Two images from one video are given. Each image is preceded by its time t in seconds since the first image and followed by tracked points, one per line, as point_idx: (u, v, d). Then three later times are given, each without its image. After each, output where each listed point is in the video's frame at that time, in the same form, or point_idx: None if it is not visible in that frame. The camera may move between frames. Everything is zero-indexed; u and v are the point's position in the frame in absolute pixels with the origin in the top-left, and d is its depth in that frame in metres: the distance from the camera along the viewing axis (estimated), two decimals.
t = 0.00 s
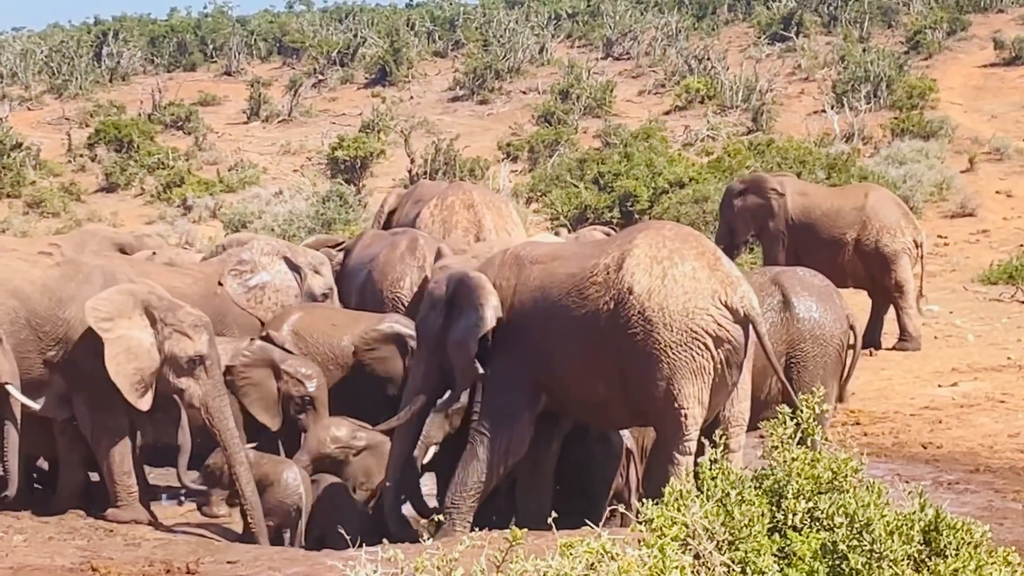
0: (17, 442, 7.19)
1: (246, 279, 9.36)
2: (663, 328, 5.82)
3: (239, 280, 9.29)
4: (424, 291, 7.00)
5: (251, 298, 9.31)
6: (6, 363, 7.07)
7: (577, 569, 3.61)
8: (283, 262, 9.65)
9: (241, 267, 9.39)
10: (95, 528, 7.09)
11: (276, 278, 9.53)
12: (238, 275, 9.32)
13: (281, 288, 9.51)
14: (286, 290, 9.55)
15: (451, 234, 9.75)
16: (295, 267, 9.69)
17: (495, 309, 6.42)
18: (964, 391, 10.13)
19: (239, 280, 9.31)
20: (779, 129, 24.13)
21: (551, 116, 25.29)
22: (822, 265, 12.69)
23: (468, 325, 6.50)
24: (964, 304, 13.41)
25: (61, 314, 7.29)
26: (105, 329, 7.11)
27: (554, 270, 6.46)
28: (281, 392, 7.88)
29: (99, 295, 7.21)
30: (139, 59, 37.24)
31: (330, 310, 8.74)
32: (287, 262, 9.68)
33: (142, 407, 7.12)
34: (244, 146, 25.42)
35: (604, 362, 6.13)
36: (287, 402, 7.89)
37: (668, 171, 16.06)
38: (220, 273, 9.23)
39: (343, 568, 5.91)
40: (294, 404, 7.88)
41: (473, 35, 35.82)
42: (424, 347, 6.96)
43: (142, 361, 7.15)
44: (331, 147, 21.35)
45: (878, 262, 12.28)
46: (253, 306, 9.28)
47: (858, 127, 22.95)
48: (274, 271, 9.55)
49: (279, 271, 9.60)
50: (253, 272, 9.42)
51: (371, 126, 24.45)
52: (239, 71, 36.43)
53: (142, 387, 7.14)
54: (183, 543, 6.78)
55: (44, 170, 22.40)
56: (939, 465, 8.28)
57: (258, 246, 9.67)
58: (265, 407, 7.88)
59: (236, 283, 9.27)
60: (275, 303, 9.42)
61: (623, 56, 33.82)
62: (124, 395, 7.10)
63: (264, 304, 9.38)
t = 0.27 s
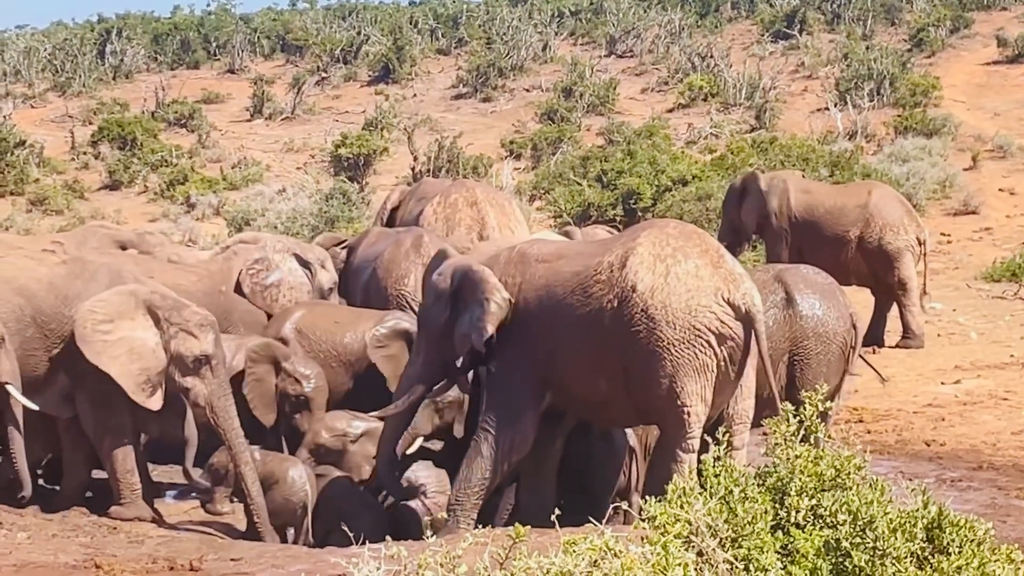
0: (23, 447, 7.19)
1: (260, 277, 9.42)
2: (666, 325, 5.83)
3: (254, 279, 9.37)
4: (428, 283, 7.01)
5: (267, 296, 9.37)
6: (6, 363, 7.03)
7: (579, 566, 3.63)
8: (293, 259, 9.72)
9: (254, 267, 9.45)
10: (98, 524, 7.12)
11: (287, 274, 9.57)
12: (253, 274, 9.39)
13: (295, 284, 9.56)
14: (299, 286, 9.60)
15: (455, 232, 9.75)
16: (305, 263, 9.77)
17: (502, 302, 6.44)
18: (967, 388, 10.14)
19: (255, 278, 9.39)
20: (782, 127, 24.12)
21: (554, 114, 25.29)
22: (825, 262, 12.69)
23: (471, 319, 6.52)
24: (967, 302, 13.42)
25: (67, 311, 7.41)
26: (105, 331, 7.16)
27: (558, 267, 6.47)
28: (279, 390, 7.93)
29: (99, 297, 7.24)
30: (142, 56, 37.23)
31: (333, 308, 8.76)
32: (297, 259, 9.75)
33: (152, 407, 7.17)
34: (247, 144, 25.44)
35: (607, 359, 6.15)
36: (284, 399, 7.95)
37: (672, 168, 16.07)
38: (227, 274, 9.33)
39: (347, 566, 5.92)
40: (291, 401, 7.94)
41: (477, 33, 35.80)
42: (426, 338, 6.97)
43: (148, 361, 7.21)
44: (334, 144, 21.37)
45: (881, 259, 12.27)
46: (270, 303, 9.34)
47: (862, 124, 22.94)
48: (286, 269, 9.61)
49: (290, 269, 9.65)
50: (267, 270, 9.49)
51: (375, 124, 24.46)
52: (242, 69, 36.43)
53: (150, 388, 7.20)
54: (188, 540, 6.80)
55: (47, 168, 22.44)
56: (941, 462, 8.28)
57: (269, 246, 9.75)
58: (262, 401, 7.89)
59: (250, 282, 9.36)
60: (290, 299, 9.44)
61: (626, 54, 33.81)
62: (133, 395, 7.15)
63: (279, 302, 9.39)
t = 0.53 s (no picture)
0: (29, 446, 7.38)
1: (274, 274, 9.32)
2: (668, 323, 5.85)
3: (269, 277, 9.27)
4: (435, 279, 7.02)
5: (282, 293, 9.27)
6: (9, 360, 7.27)
7: (584, 563, 3.64)
8: (303, 256, 9.61)
9: (268, 264, 9.36)
10: (103, 521, 7.14)
11: (298, 273, 9.44)
12: (268, 273, 9.29)
13: (308, 282, 9.45)
14: (310, 283, 9.48)
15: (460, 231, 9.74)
16: (313, 261, 9.67)
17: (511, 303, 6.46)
18: (971, 386, 10.13)
19: (270, 277, 9.29)
20: (786, 124, 24.11)
21: (558, 111, 25.27)
22: (828, 260, 12.69)
23: (482, 315, 6.54)
24: (971, 299, 13.41)
25: (73, 307, 7.67)
26: (105, 330, 7.27)
27: (564, 264, 6.49)
28: (277, 386, 7.97)
29: (100, 296, 7.34)
30: (147, 53, 37.21)
31: (337, 305, 8.76)
32: (306, 257, 9.63)
33: (162, 404, 7.29)
34: (252, 141, 25.44)
35: (612, 357, 6.16)
36: (281, 396, 7.99)
37: (676, 165, 16.06)
38: (236, 270, 9.26)
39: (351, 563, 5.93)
40: (288, 399, 7.99)
41: (481, 30, 35.79)
42: (435, 336, 6.97)
43: (152, 361, 7.26)
44: (338, 141, 21.37)
45: (885, 257, 12.26)
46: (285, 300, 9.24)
47: (866, 122, 22.92)
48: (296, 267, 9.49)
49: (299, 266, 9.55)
50: (281, 267, 9.38)
51: (379, 121, 24.45)
52: (247, 66, 36.42)
53: (157, 386, 7.29)
54: (192, 537, 6.80)
55: (51, 165, 22.45)
56: (946, 460, 8.28)
57: (280, 242, 9.62)
58: (261, 398, 7.96)
59: (265, 278, 9.26)
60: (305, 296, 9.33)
61: (631, 51, 33.78)
62: (139, 394, 7.28)
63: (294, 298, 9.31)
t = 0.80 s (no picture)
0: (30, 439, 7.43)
1: (284, 272, 9.32)
2: (670, 320, 5.86)
3: (280, 274, 9.28)
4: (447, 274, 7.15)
5: (291, 289, 9.28)
6: (15, 354, 7.23)
7: (589, 559, 3.64)
8: (311, 252, 9.71)
9: (277, 261, 9.34)
10: (108, 516, 7.15)
11: (307, 268, 9.51)
12: (279, 271, 9.29)
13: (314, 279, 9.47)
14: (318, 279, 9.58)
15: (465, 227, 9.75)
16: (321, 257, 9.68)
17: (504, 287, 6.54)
18: (976, 383, 10.13)
19: (282, 274, 9.29)
20: (792, 121, 24.09)
21: (564, 107, 25.27)
22: (834, 257, 12.68)
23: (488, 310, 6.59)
24: (977, 296, 13.40)
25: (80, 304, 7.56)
26: (113, 325, 7.26)
27: (569, 260, 6.51)
28: (282, 381, 7.96)
29: (109, 290, 7.34)
30: (152, 49, 37.21)
31: (342, 301, 8.76)
32: (314, 252, 9.76)
33: (167, 398, 7.32)
34: (257, 137, 25.44)
35: (615, 353, 6.18)
36: (286, 392, 8.00)
37: (681, 162, 16.05)
38: (244, 265, 9.25)
39: (356, 559, 5.95)
40: (292, 393, 7.99)
41: (487, 26, 35.77)
42: (444, 330, 7.06)
43: (158, 355, 7.29)
44: (344, 137, 21.38)
45: (890, 254, 12.25)
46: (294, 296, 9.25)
47: (872, 118, 22.90)
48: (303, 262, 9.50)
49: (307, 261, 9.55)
50: (290, 263, 9.38)
51: (384, 117, 24.44)
52: (252, 61, 36.41)
53: (163, 380, 7.31)
54: (198, 533, 6.81)
55: (57, 160, 22.47)
56: (951, 457, 8.28)
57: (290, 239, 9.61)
58: (264, 394, 7.96)
59: (274, 275, 9.27)
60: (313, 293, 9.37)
61: (636, 47, 33.75)
62: (145, 388, 7.29)
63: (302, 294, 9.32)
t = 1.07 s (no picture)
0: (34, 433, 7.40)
1: (288, 264, 9.35)
2: (675, 316, 5.86)
3: (283, 266, 9.30)
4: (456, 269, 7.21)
5: (294, 282, 9.29)
6: (23, 347, 7.23)
7: (596, 555, 3.65)
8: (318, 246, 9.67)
9: (281, 254, 9.37)
10: (115, 511, 7.17)
11: (313, 262, 9.50)
12: (281, 262, 9.32)
13: (321, 272, 9.48)
14: (325, 273, 9.56)
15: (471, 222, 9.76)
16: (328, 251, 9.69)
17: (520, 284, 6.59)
18: (984, 379, 10.12)
19: (284, 265, 9.32)
20: (799, 117, 24.06)
21: (571, 102, 25.26)
22: (841, 253, 12.66)
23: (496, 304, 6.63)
24: (984, 292, 13.38)
25: (88, 298, 7.55)
26: (123, 318, 7.25)
27: (578, 256, 6.52)
28: (292, 374, 7.94)
29: (119, 284, 7.36)
30: (159, 44, 37.22)
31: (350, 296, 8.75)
32: (322, 246, 9.74)
33: (172, 392, 7.27)
34: (264, 132, 25.45)
35: (621, 349, 6.19)
36: (298, 383, 7.96)
37: (689, 158, 16.03)
38: (254, 260, 9.28)
39: (363, 554, 5.97)
40: (305, 384, 7.95)
41: (494, 21, 35.75)
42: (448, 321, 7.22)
43: (168, 348, 7.28)
44: (351, 133, 21.40)
45: (897, 250, 12.24)
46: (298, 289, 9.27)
47: (879, 115, 22.86)
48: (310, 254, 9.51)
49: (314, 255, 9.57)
50: (296, 256, 9.41)
51: (391, 112, 24.44)
52: (259, 56, 36.42)
53: (170, 374, 7.28)
54: (204, 528, 6.83)
55: (64, 154, 22.50)
56: (958, 453, 8.27)
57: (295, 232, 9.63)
58: (274, 390, 7.95)
59: (277, 267, 9.29)
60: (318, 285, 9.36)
61: (644, 43, 33.71)
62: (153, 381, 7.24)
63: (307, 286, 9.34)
